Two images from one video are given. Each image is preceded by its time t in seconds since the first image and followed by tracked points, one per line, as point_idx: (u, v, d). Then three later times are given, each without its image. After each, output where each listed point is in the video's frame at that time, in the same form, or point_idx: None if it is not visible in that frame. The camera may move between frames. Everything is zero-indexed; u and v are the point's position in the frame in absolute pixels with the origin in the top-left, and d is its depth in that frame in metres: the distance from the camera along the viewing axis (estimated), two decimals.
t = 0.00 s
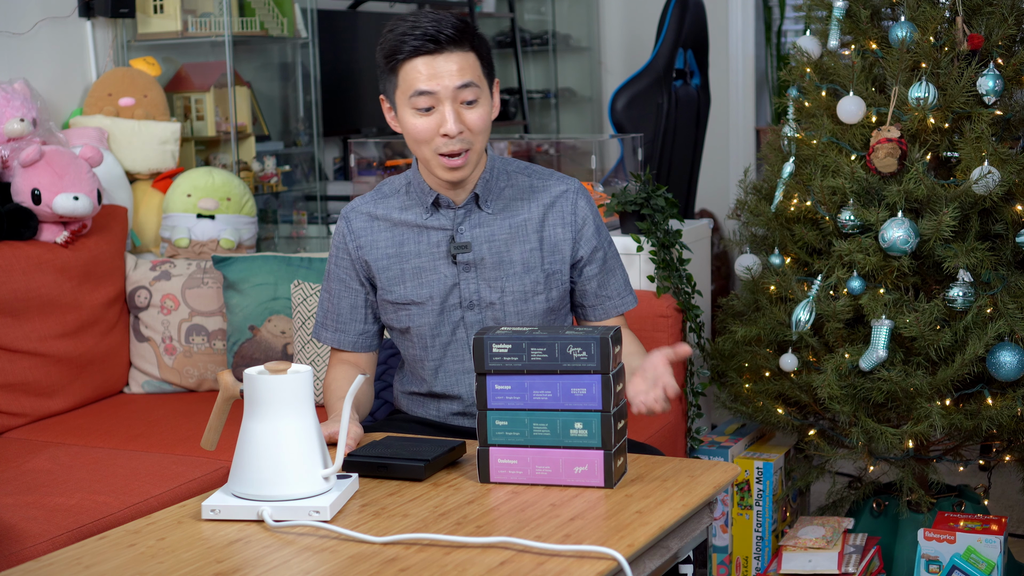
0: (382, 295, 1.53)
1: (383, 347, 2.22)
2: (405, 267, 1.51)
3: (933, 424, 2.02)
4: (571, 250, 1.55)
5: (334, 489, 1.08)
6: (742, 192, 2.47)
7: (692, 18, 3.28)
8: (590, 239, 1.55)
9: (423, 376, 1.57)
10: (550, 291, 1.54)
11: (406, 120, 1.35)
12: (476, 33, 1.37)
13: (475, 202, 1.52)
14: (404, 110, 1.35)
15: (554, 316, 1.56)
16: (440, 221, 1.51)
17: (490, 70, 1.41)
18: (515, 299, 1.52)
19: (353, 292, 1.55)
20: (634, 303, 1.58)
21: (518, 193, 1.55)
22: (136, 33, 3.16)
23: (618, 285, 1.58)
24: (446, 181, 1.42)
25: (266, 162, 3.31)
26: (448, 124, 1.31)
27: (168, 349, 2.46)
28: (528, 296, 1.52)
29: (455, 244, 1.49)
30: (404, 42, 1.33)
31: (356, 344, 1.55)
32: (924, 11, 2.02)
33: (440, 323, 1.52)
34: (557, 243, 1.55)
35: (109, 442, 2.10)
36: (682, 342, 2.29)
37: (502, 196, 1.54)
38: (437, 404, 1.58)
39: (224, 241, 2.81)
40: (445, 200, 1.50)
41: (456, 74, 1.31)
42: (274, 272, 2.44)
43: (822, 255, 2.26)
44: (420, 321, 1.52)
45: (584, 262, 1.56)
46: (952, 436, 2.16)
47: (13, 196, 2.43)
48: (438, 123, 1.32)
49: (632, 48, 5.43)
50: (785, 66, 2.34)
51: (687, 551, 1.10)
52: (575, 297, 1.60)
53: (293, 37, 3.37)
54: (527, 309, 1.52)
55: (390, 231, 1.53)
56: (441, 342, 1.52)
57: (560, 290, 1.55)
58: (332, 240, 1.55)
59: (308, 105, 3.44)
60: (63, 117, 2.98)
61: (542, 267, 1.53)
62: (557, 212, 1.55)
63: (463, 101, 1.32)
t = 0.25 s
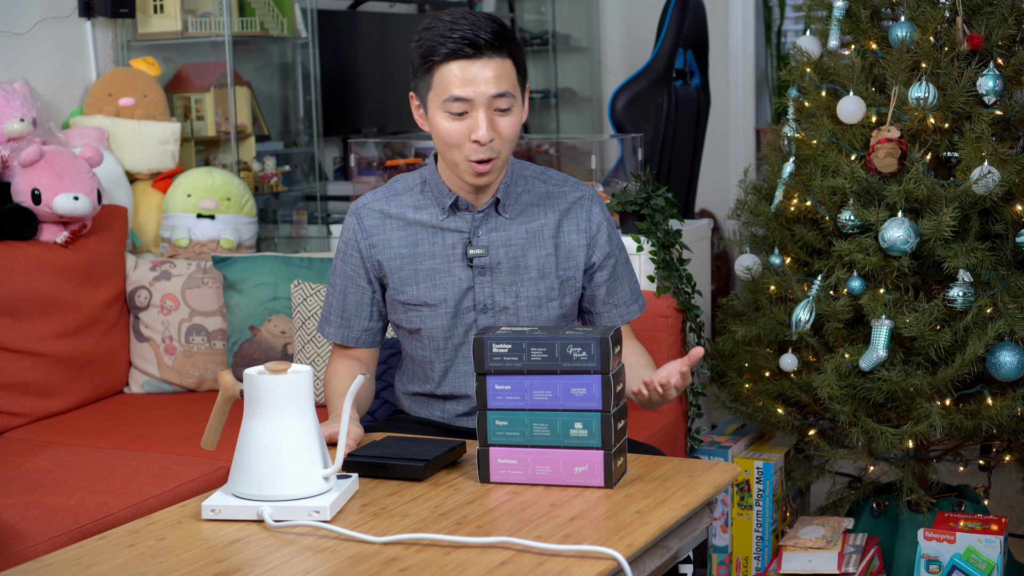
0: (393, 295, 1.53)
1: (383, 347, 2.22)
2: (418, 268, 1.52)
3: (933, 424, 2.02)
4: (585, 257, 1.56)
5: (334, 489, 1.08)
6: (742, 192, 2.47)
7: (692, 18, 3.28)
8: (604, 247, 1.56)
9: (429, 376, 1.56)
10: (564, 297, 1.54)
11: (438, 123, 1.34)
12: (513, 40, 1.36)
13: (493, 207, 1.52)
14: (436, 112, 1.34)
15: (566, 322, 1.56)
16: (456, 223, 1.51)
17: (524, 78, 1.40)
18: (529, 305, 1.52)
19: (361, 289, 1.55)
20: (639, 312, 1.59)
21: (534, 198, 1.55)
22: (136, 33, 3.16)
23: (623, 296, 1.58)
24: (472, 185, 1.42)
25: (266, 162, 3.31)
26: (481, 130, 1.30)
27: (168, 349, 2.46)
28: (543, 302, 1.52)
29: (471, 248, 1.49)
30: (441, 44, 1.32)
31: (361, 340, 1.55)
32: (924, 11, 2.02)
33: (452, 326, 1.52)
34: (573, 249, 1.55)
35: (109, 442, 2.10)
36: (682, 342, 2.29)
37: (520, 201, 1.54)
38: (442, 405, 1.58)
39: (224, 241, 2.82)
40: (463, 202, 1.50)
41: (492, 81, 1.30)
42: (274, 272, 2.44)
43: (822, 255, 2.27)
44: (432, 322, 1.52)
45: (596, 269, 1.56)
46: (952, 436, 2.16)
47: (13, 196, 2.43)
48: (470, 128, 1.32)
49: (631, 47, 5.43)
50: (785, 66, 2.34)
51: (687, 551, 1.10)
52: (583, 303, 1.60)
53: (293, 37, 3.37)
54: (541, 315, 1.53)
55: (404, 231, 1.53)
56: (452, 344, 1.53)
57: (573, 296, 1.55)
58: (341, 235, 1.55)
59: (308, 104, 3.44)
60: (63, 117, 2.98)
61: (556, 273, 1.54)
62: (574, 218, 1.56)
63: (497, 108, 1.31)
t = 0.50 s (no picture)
0: (399, 294, 1.54)
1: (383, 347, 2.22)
2: (426, 270, 1.52)
3: (933, 424, 2.02)
4: (592, 271, 1.55)
5: (334, 489, 1.08)
6: (742, 192, 2.47)
7: (693, 19, 3.28)
8: (611, 262, 1.55)
9: (430, 376, 1.57)
10: (569, 308, 1.54)
11: (455, 134, 1.34)
12: (531, 49, 1.35)
13: (505, 215, 1.51)
14: (453, 124, 1.34)
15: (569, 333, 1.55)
16: (467, 228, 1.51)
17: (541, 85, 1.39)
18: (534, 314, 1.51)
19: (368, 285, 1.56)
20: (641, 328, 1.58)
21: (547, 207, 1.54)
22: (136, 33, 3.16)
23: (626, 312, 1.57)
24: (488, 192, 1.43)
25: (266, 162, 3.31)
26: (498, 144, 1.31)
27: (168, 349, 2.46)
28: (548, 313, 1.52)
29: (480, 254, 1.49)
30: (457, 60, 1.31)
31: (367, 336, 1.56)
32: (924, 11, 2.02)
33: (455, 330, 1.52)
34: (581, 262, 1.54)
35: (109, 442, 2.10)
36: (682, 342, 2.29)
37: (532, 209, 1.53)
38: (442, 406, 1.58)
39: (224, 241, 2.82)
40: (475, 208, 1.49)
41: (509, 95, 1.30)
42: (274, 272, 2.44)
43: (822, 255, 2.27)
44: (435, 325, 1.52)
45: (603, 283, 1.56)
46: (952, 436, 2.16)
47: (13, 196, 2.43)
48: (488, 141, 1.32)
49: (631, 47, 5.43)
50: (785, 66, 2.34)
51: (687, 551, 1.10)
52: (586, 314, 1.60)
53: (293, 37, 3.37)
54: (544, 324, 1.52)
55: (414, 231, 1.53)
56: (454, 348, 1.53)
57: (579, 309, 1.55)
58: (351, 230, 1.56)
59: (308, 105, 3.44)
60: (63, 117, 2.98)
61: (563, 284, 1.53)
62: (584, 231, 1.54)
63: (515, 121, 1.31)
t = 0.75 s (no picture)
0: (398, 292, 1.54)
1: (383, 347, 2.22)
2: (425, 267, 1.52)
3: (933, 424, 2.02)
4: (591, 269, 1.54)
5: (334, 489, 1.08)
6: (742, 192, 2.47)
7: (693, 19, 3.28)
8: (611, 261, 1.54)
9: (428, 375, 1.57)
10: (568, 307, 1.54)
11: (454, 128, 1.34)
12: (530, 43, 1.36)
13: (503, 211, 1.51)
14: (452, 117, 1.34)
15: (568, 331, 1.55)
16: (466, 225, 1.51)
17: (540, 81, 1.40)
18: (532, 312, 1.52)
19: (368, 283, 1.56)
20: (646, 328, 1.57)
21: (546, 205, 1.53)
22: (136, 33, 3.16)
23: (630, 310, 1.56)
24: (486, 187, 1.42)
25: (266, 163, 3.31)
26: (497, 136, 1.30)
27: (168, 349, 2.46)
28: (546, 310, 1.52)
29: (478, 252, 1.49)
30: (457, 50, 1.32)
31: (366, 335, 1.56)
32: (924, 11, 2.02)
33: (454, 327, 1.52)
34: (580, 259, 1.53)
35: (109, 442, 2.10)
36: (682, 342, 2.29)
37: (531, 206, 1.53)
38: (441, 406, 1.58)
39: (224, 241, 2.82)
40: (475, 203, 1.50)
41: (508, 86, 1.30)
42: (274, 272, 2.44)
43: (822, 255, 2.27)
44: (434, 323, 1.52)
45: (602, 282, 1.55)
46: (952, 436, 2.16)
47: (13, 196, 2.43)
48: (487, 134, 1.32)
49: (631, 47, 5.43)
50: (785, 66, 2.34)
51: (687, 551, 1.10)
52: (586, 314, 1.59)
53: (293, 37, 3.37)
54: (543, 322, 1.52)
55: (413, 228, 1.53)
56: (453, 345, 1.53)
57: (577, 307, 1.55)
58: (351, 228, 1.56)
59: (308, 105, 3.44)
60: (63, 117, 2.98)
61: (562, 282, 1.53)
62: (583, 229, 1.54)
63: (514, 113, 1.31)
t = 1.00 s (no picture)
0: (393, 289, 1.54)
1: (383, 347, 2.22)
2: (419, 263, 1.52)
3: (933, 424, 2.01)
4: (585, 260, 1.54)
5: (334, 489, 1.08)
6: (742, 192, 2.47)
7: (692, 18, 3.28)
8: (604, 252, 1.54)
9: (426, 372, 1.56)
10: (563, 298, 1.53)
11: (441, 124, 1.35)
12: (515, 38, 1.36)
13: (495, 203, 1.52)
14: (439, 114, 1.34)
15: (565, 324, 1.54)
16: (459, 219, 1.52)
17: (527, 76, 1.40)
18: (527, 304, 1.51)
19: (364, 282, 1.56)
20: (646, 318, 1.57)
21: (538, 197, 1.54)
22: (136, 33, 3.16)
23: (629, 299, 1.56)
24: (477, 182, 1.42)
25: (266, 163, 3.31)
26: (484, 131, 1.30)
27: (168, 349, 2.46)
28: (541, 303, 1.51)
29: (471, 245, 1.49)
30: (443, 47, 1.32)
31: (363, 334, 1.56)
32: (924, 11, 2.02)
33: (449, 322, 1.52)
34: (573, 251, 1.53)
35: (109, 442, 2.10)
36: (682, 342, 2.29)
37: (524, 199, 1.53)
38: (439, 405, 1.58)
39: (224, 241, 2.82)
40: (467, 198, 1.51)
41: (493, 81, 1.30)
42: (274, 272, 2.44)
43: (822, 255, 2.27)
44: (429, 318, 1.52)
45: (597, 272, 1.55)
46: (952, 436, 2.16)
47: (13, 196, 2.43)
48: (473, 129, 1.32)
49: (631, 46, 5.43)
50: (785, 66, 2.34)
51: (687, 552, 1.10)
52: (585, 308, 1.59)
53: (293, 37, 3.37)
54: (539, 315, 1.51)
55: (407, 225, 1.54)
56: (449, 340, 1.53)
57: (573, 299, 1.53)
58: (346, 227, 1.57)
59: (308, 105, 3.44)
60: (63, 117, 2.98)
61: (556, 274, 1.52)
62: (576, 220, 1.54)
63: (500, 108, 1.31)
